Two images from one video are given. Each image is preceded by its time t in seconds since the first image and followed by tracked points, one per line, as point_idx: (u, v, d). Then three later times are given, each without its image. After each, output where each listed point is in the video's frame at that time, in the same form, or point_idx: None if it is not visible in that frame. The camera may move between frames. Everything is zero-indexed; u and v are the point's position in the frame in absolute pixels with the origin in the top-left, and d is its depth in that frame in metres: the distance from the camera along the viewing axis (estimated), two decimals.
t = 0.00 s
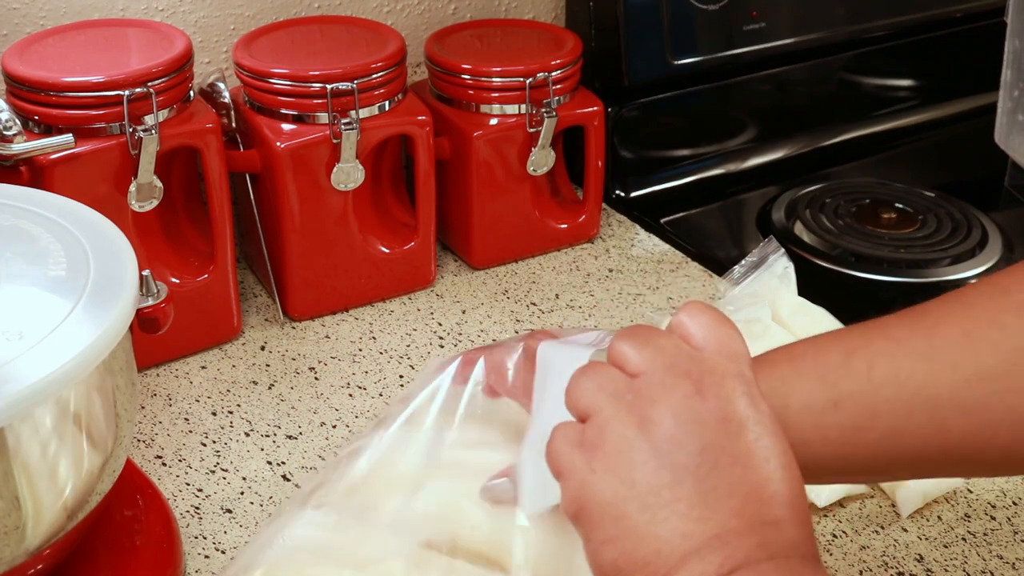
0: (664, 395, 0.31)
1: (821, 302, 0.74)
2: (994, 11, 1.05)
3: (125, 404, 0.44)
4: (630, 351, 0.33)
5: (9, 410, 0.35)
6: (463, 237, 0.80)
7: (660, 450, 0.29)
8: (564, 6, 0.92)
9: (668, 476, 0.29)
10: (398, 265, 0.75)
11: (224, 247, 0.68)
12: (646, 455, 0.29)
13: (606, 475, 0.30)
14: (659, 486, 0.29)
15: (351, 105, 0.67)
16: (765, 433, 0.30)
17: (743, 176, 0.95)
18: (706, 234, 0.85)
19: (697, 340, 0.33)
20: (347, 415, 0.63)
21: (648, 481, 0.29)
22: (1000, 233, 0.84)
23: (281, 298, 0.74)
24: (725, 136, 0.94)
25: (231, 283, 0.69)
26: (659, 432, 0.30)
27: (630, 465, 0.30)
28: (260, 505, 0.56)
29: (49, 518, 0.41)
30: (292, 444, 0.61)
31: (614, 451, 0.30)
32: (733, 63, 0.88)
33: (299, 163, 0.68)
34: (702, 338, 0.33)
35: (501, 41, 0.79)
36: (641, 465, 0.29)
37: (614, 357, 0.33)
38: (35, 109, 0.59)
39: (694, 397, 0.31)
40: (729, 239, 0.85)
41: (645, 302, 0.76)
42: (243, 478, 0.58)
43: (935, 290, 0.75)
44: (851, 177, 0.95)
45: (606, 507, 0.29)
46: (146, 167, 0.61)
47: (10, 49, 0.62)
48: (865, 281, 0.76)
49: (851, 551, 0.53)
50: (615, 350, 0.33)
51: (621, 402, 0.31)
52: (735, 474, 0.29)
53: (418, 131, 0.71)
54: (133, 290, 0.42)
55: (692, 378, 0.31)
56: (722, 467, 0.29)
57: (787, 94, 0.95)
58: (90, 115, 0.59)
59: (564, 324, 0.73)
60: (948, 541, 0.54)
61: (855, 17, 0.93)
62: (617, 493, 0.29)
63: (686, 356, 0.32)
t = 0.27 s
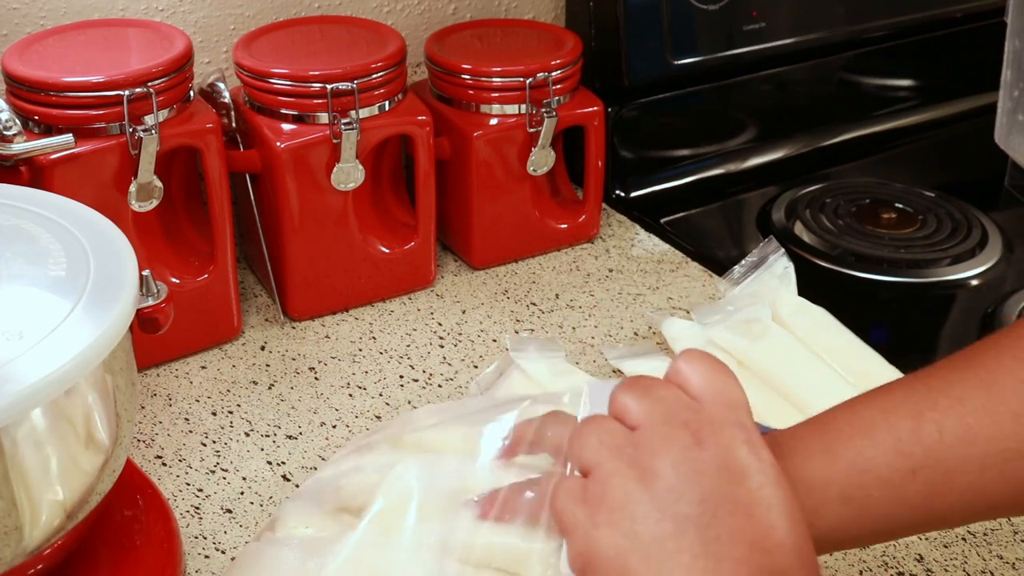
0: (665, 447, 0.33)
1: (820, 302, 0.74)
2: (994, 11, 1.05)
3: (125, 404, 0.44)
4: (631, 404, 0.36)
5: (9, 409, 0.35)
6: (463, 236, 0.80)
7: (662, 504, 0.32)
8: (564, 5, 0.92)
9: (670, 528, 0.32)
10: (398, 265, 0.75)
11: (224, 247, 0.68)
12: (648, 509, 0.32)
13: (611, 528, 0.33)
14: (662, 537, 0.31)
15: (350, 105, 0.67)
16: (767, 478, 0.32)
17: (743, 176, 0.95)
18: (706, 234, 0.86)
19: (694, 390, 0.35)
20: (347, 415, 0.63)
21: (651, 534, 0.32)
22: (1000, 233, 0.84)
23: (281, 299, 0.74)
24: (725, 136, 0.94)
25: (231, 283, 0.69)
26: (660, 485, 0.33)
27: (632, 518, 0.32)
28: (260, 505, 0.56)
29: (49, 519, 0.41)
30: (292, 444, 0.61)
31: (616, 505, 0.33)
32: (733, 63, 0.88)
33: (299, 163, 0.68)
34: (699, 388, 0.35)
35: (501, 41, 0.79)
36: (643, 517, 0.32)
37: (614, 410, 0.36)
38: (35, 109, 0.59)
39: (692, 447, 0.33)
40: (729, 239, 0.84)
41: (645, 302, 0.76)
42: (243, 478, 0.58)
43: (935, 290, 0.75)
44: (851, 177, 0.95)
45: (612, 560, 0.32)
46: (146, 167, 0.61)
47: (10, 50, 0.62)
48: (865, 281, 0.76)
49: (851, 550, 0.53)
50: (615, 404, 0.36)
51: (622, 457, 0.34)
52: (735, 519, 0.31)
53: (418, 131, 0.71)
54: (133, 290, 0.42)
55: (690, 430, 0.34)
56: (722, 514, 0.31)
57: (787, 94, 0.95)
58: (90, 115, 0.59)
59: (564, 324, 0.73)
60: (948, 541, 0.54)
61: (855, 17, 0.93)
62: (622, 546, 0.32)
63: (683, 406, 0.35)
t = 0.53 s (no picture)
0: (678, 459, 0.34)
1: (821, 302, 0.74)
2: (994, 11, 1.05)
3: (125, 405, 0.44)
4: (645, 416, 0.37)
5: (9, 409, 0.35)
6: (463, 236, 0.80)
7: (674, 514, 0.32)
8: (564, 5, 0.92)
9: (682, 538, 0.32)
10: (398, 265, 0.75)
11: (224, 247, 0.68)
12: (660, 519, 0.32)
13: (623, 538, 0.33)
14: (674, 548, 0.32)
15: (351, 105, 0.67)
16: (778, 488, 0.33)
17: (743, 176, 0.95)
18: (706, 234, 0.86)
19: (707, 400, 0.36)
20: (347, 415, 0.63)
21: (663, 544, 0.32)
22: (1000, 233, 0.84)
23: (280, 299, 0.74)
24: (725, 136, 0.94)
25: (231, 283, 0.69)
26: (673, 496, 0.33)
27: (644, 528, 0.33)
28: (260, 505, 0.56)
29: (49, 518, 0.41)
30: (292, 444, 0.61)
31: (629, 515, 0.33)
32: (733, 63, 0.88)
33: (299, 163, 0.68)
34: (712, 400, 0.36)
35: (501, 41, 0.79)
36: (654, 528, 0.32)
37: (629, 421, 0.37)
38: (35, 109, 0.59)
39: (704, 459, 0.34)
40: (729, 239, 0.85)
41: (645, 302, 0.76)
42: (243, 478, 0.58)
43: (935, 290, 0.75)
44: (851, 177, 0.95)
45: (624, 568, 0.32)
46: (146, 167, 0.61)
47: (10, 50, 0.62)
48: (865, 281, 0.76)
49: (851, 551, 0.53)
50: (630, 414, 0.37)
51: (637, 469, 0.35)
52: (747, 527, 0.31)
53: (418, 131, 0.71)
54: (132, 290, 0.42)
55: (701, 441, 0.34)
56: (734, 524, 0.31)
57: (787, 94, 0.96)
58: (89, 115, 0.59)
59: (564, 324, 0.73)
60: (948, 541, 0.54)
61: (855, 17, 0.93)
62: (633, 557, 0.32)
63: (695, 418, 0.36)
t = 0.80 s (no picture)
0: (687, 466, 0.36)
1: (821, 302, 0.74)
2: (994, 11, 1.05)
3: (125, 404, 0.44)
4: (653, 424, 0.39)
5: (9, 410, 0.35)
6: (463, 237, 0.80)
7: (683, 522, 0.34)
8: (564, 5, 0.92)
9: (690, 544, 0.33)
10: (398, 265, 0.75)
11: (224, 247, 0.68)
12: (668, 527, 0.34)
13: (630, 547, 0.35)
14: (682, 556, 0.33)
15: (351, 105, 0.67)
16: (784, 497, 0.34)
17: (743, 176, 0.95)
18: (706, 234, 0.86)
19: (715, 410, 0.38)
20: (347, 415, 0.63)
21: (671, 551, 0.33)
22: (1000, 233, 0.84)
23: (280, 299, 0.74)
24: (725, 136, 0.94)
25: (231, 283, 0.69)
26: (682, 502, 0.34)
27: (652, 537, 0.34)
28: (260, 505, 0.56)
29: (48, 518, 0.41)
30: (292, 444, 0.61)
31: (637, 523, 0.35)
32: (733, 63, 0.88)
33: (299, 163, 0.68)
34: (721, 410, 0.38)
35: (501, 41, 0.79)
36: (661, 535, 0.34)
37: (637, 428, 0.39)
38: (35, 109, 0.59)
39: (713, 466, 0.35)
40: (729, 239, 0.84)
41: (645, 302, 0.76)
42: (243, 478, 0.58)
43: (935, 290, 0.75)
44: (851, 177, 0.95)
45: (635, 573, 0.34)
46: (146, 167, 0.61)
47: (10, 50, 0.62)
48: (865, 281, 0.76)
49: (851, 550, 0.53)
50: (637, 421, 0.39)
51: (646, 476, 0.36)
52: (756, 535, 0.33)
53: (418, 131, 0.71)
54: (132, 290, 0.42)
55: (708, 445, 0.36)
56: (742, 532, 0.33)
57: (787, 94, 0.95)
58: (89, 115, 0.59)
59: (564, 324, 0.73)
60: (948, 541, 0.54)
61: (855, 17, 0.93)
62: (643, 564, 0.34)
63: (704, 427, 0.37)
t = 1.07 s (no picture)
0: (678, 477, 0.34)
1: (821, 302, 0.74)
2: (994, 11, 1.05)
3: (125, 404, 0.44)
4: (644, 434, 0.36)
5: (9, 410, 0.35)
6: (463, 237, 0.80)
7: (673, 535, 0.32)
8: (564, 5, 0.92)
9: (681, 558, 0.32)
10: (398, 265, 0.75)
11: (224, 247, 0.68)
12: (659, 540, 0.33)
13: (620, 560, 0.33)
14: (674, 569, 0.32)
15: (351, 105, 0.67)
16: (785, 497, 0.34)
17: (743, 176, 0.95)
18: (706, 234, 0.85)
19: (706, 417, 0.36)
20: (347, 415, 0.63)
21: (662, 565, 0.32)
22: (1000, 233, 0.84)
23: (280, 299, 0.74)
24: (725, 136, 0.94)
25: (231, 283, 0.69)
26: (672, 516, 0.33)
27: (643, 550, 0.33)
28: (260, 505, 0.56)
29: (49, 518, 0.41)
30: (292, 444, 0.61)
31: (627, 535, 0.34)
32: (733, 63, 0.87)
33: (299, 163, 0.68)
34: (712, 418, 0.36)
35: (501, 41, 0.79)
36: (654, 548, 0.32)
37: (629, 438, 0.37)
38: (35, 109, 0.59)
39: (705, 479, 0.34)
40: (729, 239, 0.84)
41: (645, 302, 0.76)
42: (243, 478, 0.58)
43: (935, 290, 0.75)
44: (851, 176, 0.95)
45: None
46: (146, 167, 0.61)
47: (10, 49, 0.62)
48: (865, 281, 0.76)
49: (851, 551, 0.53)
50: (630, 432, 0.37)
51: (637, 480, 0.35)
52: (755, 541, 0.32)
53: (418, 131, 0.71)
54: (132, 290, 0.42)
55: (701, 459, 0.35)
56: (734, 543, 0.32)
57: (787, 94, 0.95)
58: (89, 115, 0.59)
59: (564, 324, 0.73)
60: (948, 541, 0.54)
61: (855, 17, 0.93)
62: None
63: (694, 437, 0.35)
